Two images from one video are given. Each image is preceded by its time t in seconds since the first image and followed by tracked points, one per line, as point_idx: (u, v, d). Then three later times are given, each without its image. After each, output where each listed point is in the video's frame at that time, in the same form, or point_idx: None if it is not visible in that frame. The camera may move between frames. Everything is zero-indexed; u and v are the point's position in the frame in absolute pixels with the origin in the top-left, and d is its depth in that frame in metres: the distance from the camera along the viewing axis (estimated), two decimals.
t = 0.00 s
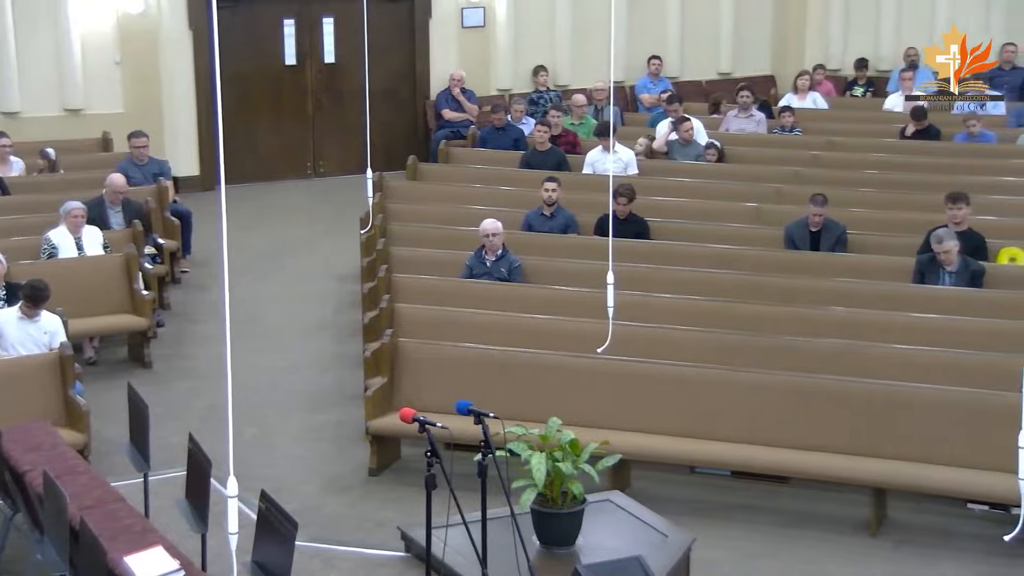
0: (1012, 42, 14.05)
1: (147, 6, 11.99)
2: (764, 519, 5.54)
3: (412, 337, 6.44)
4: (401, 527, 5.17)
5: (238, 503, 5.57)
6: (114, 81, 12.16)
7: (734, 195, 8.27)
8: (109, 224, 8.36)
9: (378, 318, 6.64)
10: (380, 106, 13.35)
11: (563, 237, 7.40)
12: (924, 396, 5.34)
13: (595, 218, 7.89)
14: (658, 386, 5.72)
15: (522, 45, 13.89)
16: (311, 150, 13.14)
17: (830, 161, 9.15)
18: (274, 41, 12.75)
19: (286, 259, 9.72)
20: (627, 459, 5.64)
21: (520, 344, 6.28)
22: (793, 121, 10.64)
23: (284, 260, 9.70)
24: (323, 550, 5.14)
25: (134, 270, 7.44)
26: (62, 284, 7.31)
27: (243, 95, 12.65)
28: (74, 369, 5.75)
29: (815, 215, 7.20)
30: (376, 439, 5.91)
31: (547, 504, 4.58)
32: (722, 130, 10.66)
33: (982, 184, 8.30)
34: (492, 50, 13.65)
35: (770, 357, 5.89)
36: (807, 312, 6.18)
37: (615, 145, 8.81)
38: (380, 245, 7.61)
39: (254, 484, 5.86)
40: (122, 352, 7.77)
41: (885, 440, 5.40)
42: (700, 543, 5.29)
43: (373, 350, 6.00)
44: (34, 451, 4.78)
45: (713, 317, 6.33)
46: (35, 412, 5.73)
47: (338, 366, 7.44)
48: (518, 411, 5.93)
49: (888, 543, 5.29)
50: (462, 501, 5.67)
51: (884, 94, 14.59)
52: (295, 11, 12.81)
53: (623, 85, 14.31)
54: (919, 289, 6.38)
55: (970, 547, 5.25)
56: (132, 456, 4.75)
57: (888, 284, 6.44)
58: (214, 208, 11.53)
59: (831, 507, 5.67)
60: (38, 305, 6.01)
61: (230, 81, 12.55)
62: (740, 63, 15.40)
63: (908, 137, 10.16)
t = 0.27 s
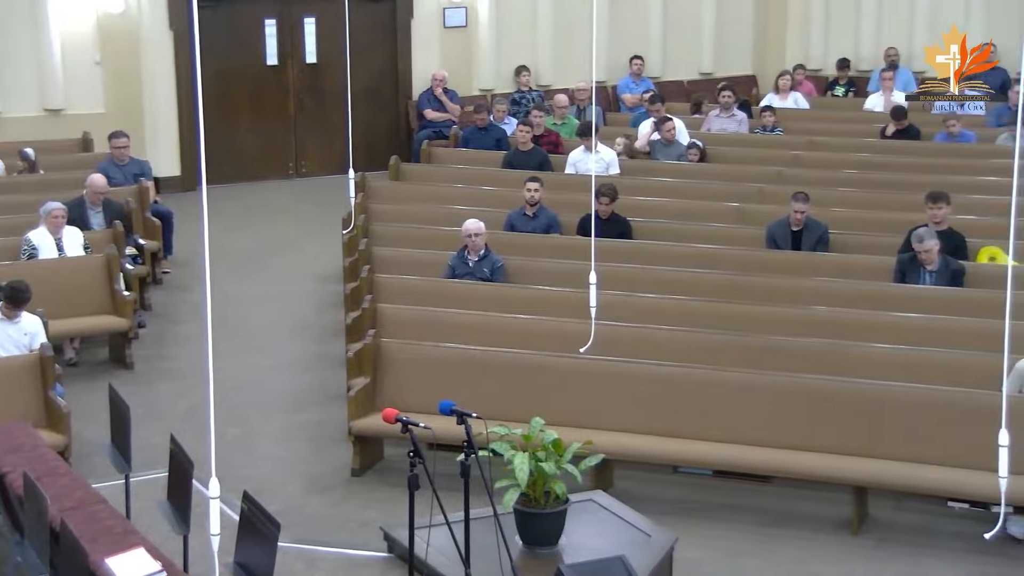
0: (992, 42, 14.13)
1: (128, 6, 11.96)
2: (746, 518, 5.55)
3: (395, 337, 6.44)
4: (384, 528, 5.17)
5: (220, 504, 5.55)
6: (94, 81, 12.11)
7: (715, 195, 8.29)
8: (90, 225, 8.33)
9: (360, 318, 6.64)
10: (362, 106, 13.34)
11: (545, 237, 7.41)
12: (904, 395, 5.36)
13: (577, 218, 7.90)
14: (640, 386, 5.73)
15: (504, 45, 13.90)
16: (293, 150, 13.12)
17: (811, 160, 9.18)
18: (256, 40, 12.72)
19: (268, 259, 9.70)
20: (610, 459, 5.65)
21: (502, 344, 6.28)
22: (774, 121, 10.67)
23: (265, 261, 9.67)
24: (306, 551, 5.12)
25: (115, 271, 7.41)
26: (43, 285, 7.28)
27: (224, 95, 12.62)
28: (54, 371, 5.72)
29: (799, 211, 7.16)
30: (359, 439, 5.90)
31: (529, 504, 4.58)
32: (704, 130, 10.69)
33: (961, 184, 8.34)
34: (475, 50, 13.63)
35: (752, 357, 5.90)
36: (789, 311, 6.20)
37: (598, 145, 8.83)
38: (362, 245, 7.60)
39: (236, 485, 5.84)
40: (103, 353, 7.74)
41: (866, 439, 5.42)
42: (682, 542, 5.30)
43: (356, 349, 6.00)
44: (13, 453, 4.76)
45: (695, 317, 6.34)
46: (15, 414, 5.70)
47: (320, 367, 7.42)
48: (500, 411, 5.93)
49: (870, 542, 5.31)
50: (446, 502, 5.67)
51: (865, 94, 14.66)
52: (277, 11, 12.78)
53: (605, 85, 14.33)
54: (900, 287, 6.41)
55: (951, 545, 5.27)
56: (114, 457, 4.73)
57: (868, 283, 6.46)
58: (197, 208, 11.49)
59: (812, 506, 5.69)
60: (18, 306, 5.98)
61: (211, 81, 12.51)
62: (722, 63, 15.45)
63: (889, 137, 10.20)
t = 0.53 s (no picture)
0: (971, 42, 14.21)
1: (108, 6, 11.91)
2: (728, 517, 5.57)
3: (378, 338, 6.43)
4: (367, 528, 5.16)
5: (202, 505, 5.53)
6: (74, 81, 12.08)
7: (697, 194, 8.31)
8: (70, 226, 8.29)
9: (343, 318, 6.63)
10: (344, 106, 13.31)
11: (527, 237, 7.41)
12: (886, 394, 5.38)
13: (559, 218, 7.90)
14: (623, 386, 5.74)
15: (486, 46, 13.89)
16: (274, 150, 13.08)
17: (792, 160, 9.21)
18: (237, 40, 12.69)
19: (250, 260, 9.67)
20: (592, 459, 5.65)
21: (485, 344, 6.28)
22: (756, 120, 10.70)
23: (247, 261, 9.64)
24: (289, 552, 5.11)
25: (96, 271, 7.37)
26: (23, 285, 7.24)
27: (206, 95, 12.58)
28: (35, 371, 5.69)
29: (781, 208, 7.19)
30: (341, 440, 5.89)
31: (513, 503, 4.57)
32: (686, 130, 10.70)
33: (941, 183, 8.38)
34: (457, 50, 13.63)
35: (734, 357, 5.91)
36: (770, 310, 6.21)
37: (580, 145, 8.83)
38: (344, 246, 7.59)
39: (218, 486, 5.82)
40: (84, 354, 7.71)
41: (848, 438, 5.43)
42: (665, 541, 5.31)
43: (339, 350, 5.99)
44: None
45: (678, 316, 6.36)
46: None
47: (302, 368, 7.40)
48: (483, 411, 5.93)
49: (852, 541, 5.32)
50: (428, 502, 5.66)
51: (846, 94, 14.71)
52: (259, 12, 12.75)
53: (587, 85, 14.34)
54: (880, 287, 6.43)
55: (932, 544, 5.29)
56: (95, 459, 4.70)
57: (849, 283, 6.49)
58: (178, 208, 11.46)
59: (795, 505, 5.70)
60: None
61: (192, 82, 12.47)
62: (704, 64, 15.49)
63: (870, 137, 10.24)
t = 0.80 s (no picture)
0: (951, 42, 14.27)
1: (88, 6, 11.85)
2: (711, 516, 5.58)
3: (361, 339, 6.42)
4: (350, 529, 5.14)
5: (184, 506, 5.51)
6: (53, 82, 12.00)
7: (679, 194, 8.33)
8: (50, 226, 8.26)
9: (325, 319, 6.61)
10: (325, 106, 13.28)
11: (510, 237, 7.41)
12: (867, 393, 5.40)
13: (542, 218, 7.90)
14: (605, 386, 5.74)
15: (468, 46, 13.88)
16: (255, 151, 13.04)
17: (774, 160, 9.23)
18: (218, 40, 12.64)
19: (232, 260, 9.64)
20: (575, 459, 5.66)
21: (468, 345, 6.28)
22: (737, 119, 10.72)
23: (229, 261, 9.62)
24: (271, 553, 5.09)
25: (76, 271, 7.34)
26: (3, 286, 7.21)
27: (187, 96, 12.54)
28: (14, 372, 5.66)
29: (765, 204, 7.19)
30: (324, 441, 5.88)
31: (495, 504, 4.55)
32: (668, 129, 10.72)
33: (921, 183, 8.42)
34: (439, 50, 13.61)
35: (715, 356, 5.93)
36: (752, 310, 6.23)
37: (562, 145, 8.84)
38: (326, 246, 7.57)
39: (200, 487, 5.81)
40: (65, 355, 7.67)
41: (830, 437, 5.45)
42: (648, 540, 5.32)
43: (321, 351, 5.99)
44: None
45: (660, 316, 6.37)
46: None
47: (284, 368, 7.38)
48: (466, 411, 5.93)
49: (834, 540, 5.34)
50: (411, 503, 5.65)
51: (827, 94, 14.74)
52: (240, 11, 12.71)
53: (569, 85, 14.34)
54: (861, 286, 6.45)
55: (914, 542, 5.31)
56: (75, 460, 4.68)
57: (830, 282, 6.51)
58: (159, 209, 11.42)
59: (777, 504, 5.72)
60: None
61: (173, 82, 12.42)
62: (686, 64, 15.52)
63: (850, 136, 10.28)
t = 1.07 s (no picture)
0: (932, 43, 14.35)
1: (68, 6, 11.78)
2: (693, 516, 5.59)
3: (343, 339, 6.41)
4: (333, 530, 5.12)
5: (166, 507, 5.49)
6: (32, 81, 11.80)
7: (662, 194, 8.34)
8: (31, 227, 8.22)
9: (308, 319, 6.60)
10: (307, 106, 13.25)
11: (492, 237, 7.41)
12: (849, 392, 5.42)
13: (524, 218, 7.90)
14: (588, 386, 5.75)
15: (450, 46, 13.88)
16: (237, 151, 13.01)
17: (756, 160, 9.25)
18: (199, 40, 12.60)
19: (214, 261, 9.61)
20: (558, 458, 5.66)
21: (451, 345, 6.28)
22: (720, 119, 10.75)
23: (211, 262, 9.59)
24: (253, 554, 5.08)
25: (56, 272, 7.31)
26: None
27: (168, 97, 12.50)
28: None
29: (748, 203, 7.20)
30: (307, 441, 5.87)
31: (478, 504, 4.54)
32: (650, 129, 10.74)
33: (902, 182, 8.45)
34: (421, 50, 13.61)
35: (697, 356, 5.94)
36: (734, 310, 6.24)
37: (544, 145, 8.85)
38: (309, 246, 7.56)
39: (182, 489, 5.79)
40: (45, 356, 7.63)
41: (812, 436, 5.47)
42: (630, 540, 5.33)
43: (303, 351, 5.98)
44: None
45: (642, 315, 6.38)
46: None
47: (266, 369, 7.35)
48: (448, 411, 5.93)
49: (816, 538, 5.35)
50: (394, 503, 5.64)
51: (809, 94, 14.78)
52: (221, 11, 12.67)
53: (552, 86, 14.34)
54: (843, 285, 6.47)
55: (896, 540, 5.33)
56: (56, 462, 4.66)
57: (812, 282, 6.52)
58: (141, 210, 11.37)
59: (760, 503, 5.73)
60: None
61: (154, 83, 12.37)
62: (668, 64, 15.56)
63: (832, 136, 10.31)
